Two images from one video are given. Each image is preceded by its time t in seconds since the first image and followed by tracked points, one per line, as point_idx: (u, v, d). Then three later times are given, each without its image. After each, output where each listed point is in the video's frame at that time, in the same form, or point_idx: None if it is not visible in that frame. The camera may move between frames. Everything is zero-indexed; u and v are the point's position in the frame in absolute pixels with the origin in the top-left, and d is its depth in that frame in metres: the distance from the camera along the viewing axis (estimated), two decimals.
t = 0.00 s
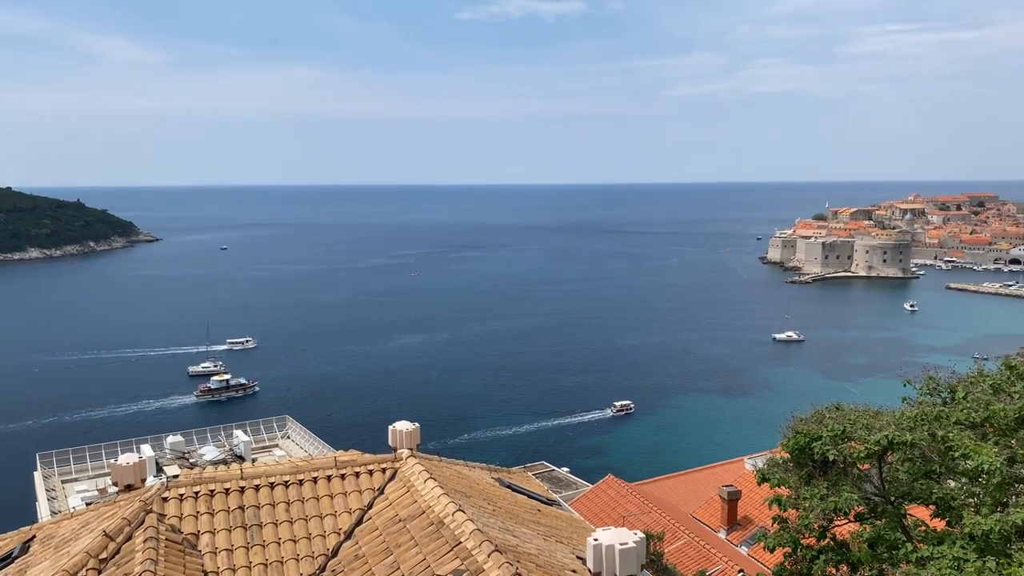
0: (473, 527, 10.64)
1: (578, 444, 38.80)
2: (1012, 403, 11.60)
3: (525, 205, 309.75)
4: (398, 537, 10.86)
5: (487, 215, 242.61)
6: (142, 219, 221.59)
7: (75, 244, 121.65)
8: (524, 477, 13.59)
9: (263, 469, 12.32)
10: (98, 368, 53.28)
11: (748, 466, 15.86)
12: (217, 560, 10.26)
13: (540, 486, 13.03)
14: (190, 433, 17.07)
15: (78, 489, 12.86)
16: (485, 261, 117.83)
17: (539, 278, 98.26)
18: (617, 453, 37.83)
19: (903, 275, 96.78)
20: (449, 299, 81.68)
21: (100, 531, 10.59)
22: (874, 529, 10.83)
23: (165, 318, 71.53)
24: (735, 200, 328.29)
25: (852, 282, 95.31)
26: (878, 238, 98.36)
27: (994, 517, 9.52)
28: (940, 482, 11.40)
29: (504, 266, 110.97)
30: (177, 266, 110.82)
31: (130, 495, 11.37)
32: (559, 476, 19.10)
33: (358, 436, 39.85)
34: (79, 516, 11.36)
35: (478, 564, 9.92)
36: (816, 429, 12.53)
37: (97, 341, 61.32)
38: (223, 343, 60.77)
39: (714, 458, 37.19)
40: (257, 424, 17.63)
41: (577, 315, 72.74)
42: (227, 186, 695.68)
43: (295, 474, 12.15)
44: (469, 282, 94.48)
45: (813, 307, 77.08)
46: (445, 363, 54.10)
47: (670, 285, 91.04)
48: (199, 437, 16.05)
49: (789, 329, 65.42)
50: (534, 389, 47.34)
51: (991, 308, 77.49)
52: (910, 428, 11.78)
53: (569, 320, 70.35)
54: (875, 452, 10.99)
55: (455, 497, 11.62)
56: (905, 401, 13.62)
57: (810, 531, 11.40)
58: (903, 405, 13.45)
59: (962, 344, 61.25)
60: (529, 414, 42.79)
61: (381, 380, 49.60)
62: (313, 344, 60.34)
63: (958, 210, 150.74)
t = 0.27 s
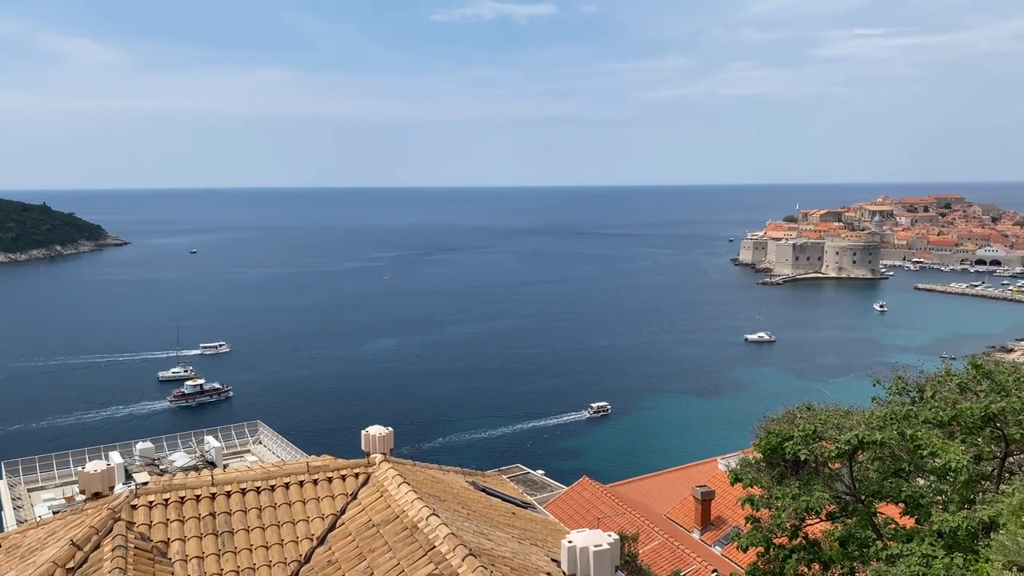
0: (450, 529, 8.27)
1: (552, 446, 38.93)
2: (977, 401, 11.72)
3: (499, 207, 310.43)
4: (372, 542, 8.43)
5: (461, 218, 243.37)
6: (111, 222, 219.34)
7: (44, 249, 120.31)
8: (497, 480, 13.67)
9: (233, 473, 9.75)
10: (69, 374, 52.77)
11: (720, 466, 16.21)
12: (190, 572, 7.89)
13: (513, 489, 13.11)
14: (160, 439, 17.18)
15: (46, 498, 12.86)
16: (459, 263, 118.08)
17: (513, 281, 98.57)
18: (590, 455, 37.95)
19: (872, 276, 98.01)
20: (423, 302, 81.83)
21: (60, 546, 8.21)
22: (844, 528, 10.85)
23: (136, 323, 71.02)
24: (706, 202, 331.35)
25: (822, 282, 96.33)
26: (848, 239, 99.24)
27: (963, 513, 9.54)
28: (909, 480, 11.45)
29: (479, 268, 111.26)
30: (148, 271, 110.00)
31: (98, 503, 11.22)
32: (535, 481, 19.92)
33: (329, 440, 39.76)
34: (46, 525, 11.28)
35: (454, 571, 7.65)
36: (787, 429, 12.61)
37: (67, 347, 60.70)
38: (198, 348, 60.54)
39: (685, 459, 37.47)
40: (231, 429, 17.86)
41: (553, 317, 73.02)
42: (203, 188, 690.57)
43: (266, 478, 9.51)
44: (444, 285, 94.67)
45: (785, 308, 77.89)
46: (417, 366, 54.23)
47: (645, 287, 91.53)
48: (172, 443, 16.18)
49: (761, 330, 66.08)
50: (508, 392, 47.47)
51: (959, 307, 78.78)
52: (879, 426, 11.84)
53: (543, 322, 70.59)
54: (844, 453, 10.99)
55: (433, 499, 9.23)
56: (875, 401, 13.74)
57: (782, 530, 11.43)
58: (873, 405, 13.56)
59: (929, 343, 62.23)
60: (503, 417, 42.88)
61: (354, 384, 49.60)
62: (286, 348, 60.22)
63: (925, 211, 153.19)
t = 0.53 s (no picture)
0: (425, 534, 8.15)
1: (528, 448, 38.97)
2: (944, 399, 11.94)
3: (471, 211, 310.18)
4: (346, 548, 8.27)
5: (434, 222, 242.63)
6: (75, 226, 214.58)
7: (6, 253, 117.33)
8: (472, 484, 13.60)
9: (203, 480, 9.50)
10: (35, 380, 51.54)
11: (694, 466, 16.37)
12: None
13: (488, 492, 13.04)
14: (129, 446, 16.88)
15: (11, 507, 12.50)
16: (433, 267, 117.76)
17: (487, 284, 98.55)
18: (566, 457, 38.07)
19: (842, 277, 99.77)
20: (397, 305, 81.47)
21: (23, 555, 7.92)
22: (815, 527, 10.98)
23: (104, 328, 69.64)
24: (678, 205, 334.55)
25: (792, 284, 97.82)
26: (817, 241, 100.94)
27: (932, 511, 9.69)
28: (879, 478, 11.61)
29: (453, 272, 111.06)
30: (115, 275, 107.93)
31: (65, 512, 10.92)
32: (511, 484, 19.91)
33: (303, 445, 39.34)
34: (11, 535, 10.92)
35: None
36: (760, 429, 12.71)
37: (32, 353, 59.27)
38: (171, 353, 59.56)
39: (660, 460, 37.72)
40: (203, 435, 17.58)
41: (528, 320, 73.15)
42: (171, 191, 679.42)
43: (239, 484, 9.28)
44: (418, 288, 94.35)
45: (757, 309, 78.91)
46: (392, 369, 53.93)
47: (619, 290, 92.13)
48: (143, 450, 15.87)
49: (733, 331, 66.88)
50: (484, 395, 47.44)
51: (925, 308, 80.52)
52: (848, 426, 11.99)
53: (518, 325, 70.67)
54: (815, 451, 11.12)
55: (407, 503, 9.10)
56: (844, 401, 13.93)
57: (755, 530, 11.50)
58: (843, 405, 13.74)
59: (897, 343, 63.49)
60: (479, 420, 42.81)
61: (329, 388, 49.17)
62: (259, 352, 59.52)
63: (892, 214, 156.43)
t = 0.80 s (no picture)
0: (401, 538, 8.04)
1: (505, 451, 38.94)
2: (913, 399, 12.17)
3: (445, 214, 309.43)
4: (320, 553, 8.14)
5: (408, 224, 241.56)
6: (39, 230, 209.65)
7: None
8: (448, 487, 13.55)
9: (175, 487, 9.30)
10: None
11: (669, 467, 16.49)
12: None
13: (465, 495, 12.98)
14: (99, 453, 16.56)
15: None
16: (408, 270, 117.23)
17: (462, 287, 98.36)
18: (543, 459, 38.10)
19: (813, 277, 101.39)
20: (372, 309, 80.97)
21: None
22: (789, 526, 11.10)
23: (71, 334, 68.18)
24: (650, 207, 337.30)
25: (764, 285, 99.08)
26: (788, 243, 102.41)
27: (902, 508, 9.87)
28: (850, 476, 11.79)
29: (427, 275, 110.64)
30: (82, 280, 105.78)
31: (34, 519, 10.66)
32: (487, 487, 19.88)
33: (278, 450, 38.89)
34: None
35: None
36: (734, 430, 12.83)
37: None
38: (145, 358, 58.45)
39: (636, 461, 37.93)
40: (175, 442, 17.31)
41: (503, 323, 73.11)
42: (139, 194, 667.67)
43: (212, 490, 9.09)
44: (393, 291, 93.89)
45: (730, 310, 79.83)
46: (367, 373, 53.56)
47: (595, 292, 92.58)
48: (114, 457, 15.58)
49: (707, 332, 67.54)
50: (461, 398, 47.32)
51: (894, 308, 82.05)
52: (821, 426, 12.14)
53: (494, 328, 70.64)
54: (788, 451, 11.24)
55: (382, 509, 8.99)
56: (817, 401, 14.12)
57: (730, 529, 11.58)
58: (815, 404, 13.95)
59: (867, 343, 64.69)
60: (456, 423, 42.68)
61: (303, 393, 48.68)
62: (231, 357, 58.75)
63: (860, 215, 159.26)
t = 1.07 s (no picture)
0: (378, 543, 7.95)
1: (483, 454, 38.87)
2: (886, 398, 12.34)
3: (421, 217, 308.49)
4: (297, 559, 8.00)
5: (384, 227, 240.51)
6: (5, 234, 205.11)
7: None
8: (426, 491, 13.47)
9: (148, 494, 9.09)
10: None
11: (647, 468, 16.58)
12: None
13: (442, 499, 12.91)
14: (71, 461, 16.27)
15: None
16: (385, 273, 116.70)
17: (439, 290, 98.11)
18: (521, 462, 38.09)
19: (788, 279, 102.63)
20: (348, 312, 80.44)
21: None
22: (765, 526, 11.20)
23: (40, 339, 66.83)
24: (626, 209, 339.51)
25: (739, 286, 100.16)
26: (763, 245, 103.64)
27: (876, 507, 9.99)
28: (825, 476, 11.92)
29: (405, 278, 110.24)
30: (52, 285, 103.75)
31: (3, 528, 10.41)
32: (465, 491, 19.83)
33: (254, 456, 38.44)
34: None
35: None
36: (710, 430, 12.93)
37: None
38: (121, 363, 57.54)
39: (615, 463, 38.09)
40: (150, 449, 17.06)
41: (481, 326, 73.03)
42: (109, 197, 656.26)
43: (185, 497, 8.91)
44: (370, 295, 93.38)
45: (706, 312, 80.55)
46: (345, 377, 53.17)
47: (572, 294, 92.88)
48: (86, 464, 15.30)
49: (683, 334, 68.05)
50: (439, 401, 47.16)
51: (866, 308, 83.38)
52: (796, 426, 12.27)
53: (472, 330, 70.54)
54: (764, 451, 11.34)
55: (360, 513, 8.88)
56: (792, 401, 14.28)
57: (706, 529, 11.64)
58: (789, 404, 14.11)
59: (841, 343, 65.63)
60: (434, 427, 42.50)
61: (280, 397, 48.19)
62: (206, 362, 57.99)
63: (834, 217, 161.52)
